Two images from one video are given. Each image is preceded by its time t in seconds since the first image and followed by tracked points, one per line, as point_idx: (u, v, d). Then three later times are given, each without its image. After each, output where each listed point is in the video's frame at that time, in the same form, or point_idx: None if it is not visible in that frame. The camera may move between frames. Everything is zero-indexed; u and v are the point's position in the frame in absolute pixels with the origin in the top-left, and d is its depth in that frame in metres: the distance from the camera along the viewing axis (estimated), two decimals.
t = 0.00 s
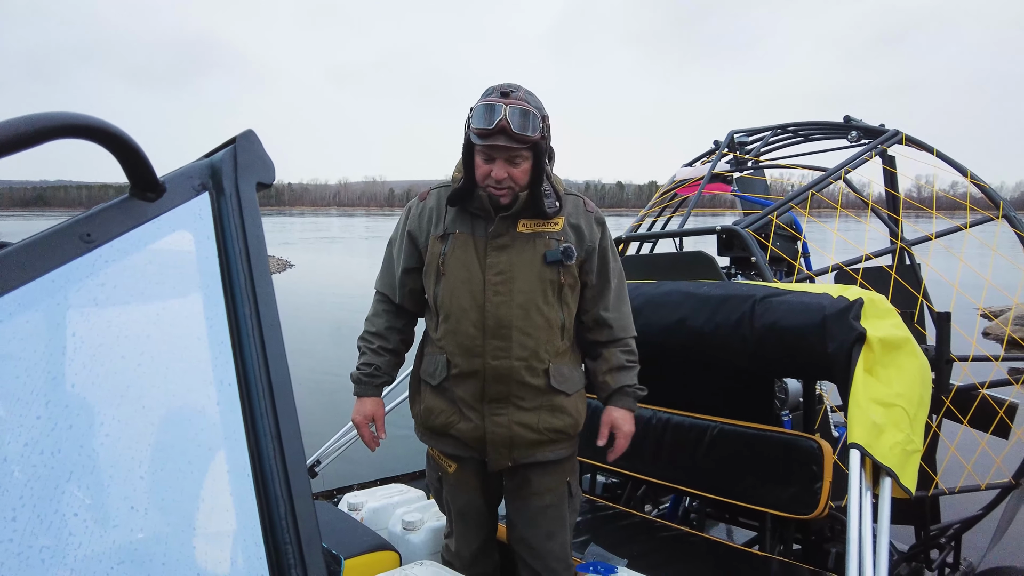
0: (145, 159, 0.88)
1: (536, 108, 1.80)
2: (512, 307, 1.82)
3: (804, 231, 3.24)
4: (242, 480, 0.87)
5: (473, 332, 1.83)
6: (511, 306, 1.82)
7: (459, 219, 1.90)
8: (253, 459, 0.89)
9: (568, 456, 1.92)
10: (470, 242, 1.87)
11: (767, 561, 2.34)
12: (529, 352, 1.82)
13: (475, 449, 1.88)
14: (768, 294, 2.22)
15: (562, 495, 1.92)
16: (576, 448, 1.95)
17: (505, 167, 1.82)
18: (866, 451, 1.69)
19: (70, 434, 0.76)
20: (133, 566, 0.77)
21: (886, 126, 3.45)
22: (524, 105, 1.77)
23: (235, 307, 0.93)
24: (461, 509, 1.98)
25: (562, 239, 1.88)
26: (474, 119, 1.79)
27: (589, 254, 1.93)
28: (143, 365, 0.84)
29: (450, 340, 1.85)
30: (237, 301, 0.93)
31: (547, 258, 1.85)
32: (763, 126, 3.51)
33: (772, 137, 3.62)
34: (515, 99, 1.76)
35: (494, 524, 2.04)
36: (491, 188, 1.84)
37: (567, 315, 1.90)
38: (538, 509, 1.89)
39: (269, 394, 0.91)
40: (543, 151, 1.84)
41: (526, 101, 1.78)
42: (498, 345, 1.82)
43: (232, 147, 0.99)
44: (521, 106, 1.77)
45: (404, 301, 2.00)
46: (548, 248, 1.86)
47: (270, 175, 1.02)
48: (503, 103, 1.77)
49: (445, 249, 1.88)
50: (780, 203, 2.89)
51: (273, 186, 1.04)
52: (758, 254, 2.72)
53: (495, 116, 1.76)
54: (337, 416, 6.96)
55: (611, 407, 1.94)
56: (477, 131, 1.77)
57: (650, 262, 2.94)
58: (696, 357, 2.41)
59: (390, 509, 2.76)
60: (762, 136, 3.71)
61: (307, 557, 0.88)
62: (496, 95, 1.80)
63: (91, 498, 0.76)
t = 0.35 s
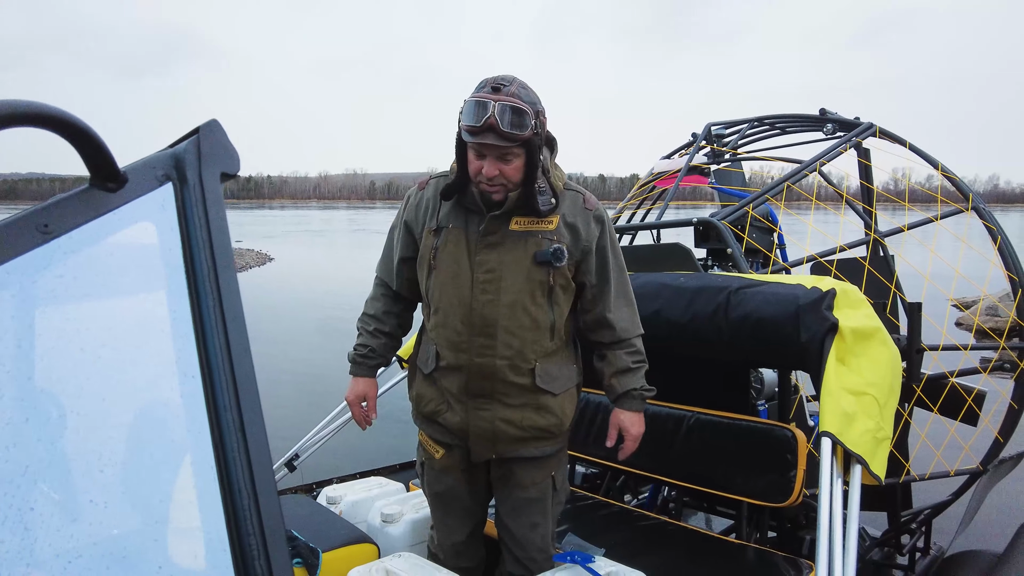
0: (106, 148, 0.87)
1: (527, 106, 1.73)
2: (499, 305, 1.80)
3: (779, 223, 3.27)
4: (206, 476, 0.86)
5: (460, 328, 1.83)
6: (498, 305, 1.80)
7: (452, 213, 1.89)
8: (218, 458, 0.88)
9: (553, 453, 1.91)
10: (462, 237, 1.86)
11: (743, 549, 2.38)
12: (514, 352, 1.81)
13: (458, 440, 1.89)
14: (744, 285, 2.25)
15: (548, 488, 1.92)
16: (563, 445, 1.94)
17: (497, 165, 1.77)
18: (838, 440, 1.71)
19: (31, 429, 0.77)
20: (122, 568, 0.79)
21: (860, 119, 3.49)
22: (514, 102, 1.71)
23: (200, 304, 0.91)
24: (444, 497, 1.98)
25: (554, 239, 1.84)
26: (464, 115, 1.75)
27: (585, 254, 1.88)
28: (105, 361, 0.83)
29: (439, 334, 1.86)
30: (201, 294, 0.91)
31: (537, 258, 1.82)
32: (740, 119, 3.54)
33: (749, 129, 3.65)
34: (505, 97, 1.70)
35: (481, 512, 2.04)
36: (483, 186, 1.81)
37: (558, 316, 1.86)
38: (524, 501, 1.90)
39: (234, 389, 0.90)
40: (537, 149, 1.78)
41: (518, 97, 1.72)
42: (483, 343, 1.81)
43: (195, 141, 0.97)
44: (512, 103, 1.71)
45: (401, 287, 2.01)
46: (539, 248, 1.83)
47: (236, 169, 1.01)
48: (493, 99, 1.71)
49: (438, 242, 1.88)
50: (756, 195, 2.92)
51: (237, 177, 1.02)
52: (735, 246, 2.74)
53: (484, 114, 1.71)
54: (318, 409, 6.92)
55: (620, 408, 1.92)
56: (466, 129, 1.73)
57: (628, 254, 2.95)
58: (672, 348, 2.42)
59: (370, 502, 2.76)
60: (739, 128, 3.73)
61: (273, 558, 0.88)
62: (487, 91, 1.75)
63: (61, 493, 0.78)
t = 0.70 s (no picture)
0: (69, 138, 0.85)
1: (508, 80, 1.77)
2: (478, 291, 1.78)
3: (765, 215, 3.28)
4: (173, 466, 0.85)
5: (440, 315, 1.81)
6: (477, 290, 1.78)
7: (434, 200, 1.88)
8: (185, 450, 0.87)
9: (536, 447, 1.87)
10: (443, 225, 1.85)
11: (728, 540, 2.38)
12: (494, 338, 1.78)
13: (439, 433, 1.86)
14: (728, 277, 2.25)
15: (527, 486, 1.91)
16: (547, 439, 1.89)
17: (480, 140, 1.79)
18: (820, 430, 1.72)
19: None
20: (98, 560, 0.79)
21: (846, 111, 3.50)
22: (496, 76, 1.75)
23: (166, 292, 0.90)
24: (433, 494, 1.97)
25: (535, 225, 1.81)
26: (446, 92, 1.77)
27: (566, 240, 1.85)
28: (70, 351, 0.81)
29: (419, 322, 1.84)
30: (169, 285, 0.90)
31: (517, 244, 1.79)
32: (726, 111, 3.54)
33: (735, 121, 3.65)
34: (486, 71, 1.74)
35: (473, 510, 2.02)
36: (467, 164, 1.82)
37: (539, 303, 1.82)
38: (503, 498, 1.88)
39: (201, 381, 0.89)
40: (518, 123, 1.81)
41: (498, 72, 1.76)
42: (462, 329, 1.78)
43: (162, 127, 0.95)
44: (493, 77, 1.75)
45: (388, 281, 2.01)
46: (519, 234, 1.80)
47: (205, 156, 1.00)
48: (474, 74, 1.75)
49: (419, 231, 1.87)
50: (741, 187, 2.92)
51: (206, 166, 1.01)
52: (720, 238, 2.74)
53: (466, 88, 1.74)
54: (306, 402, 6.89)
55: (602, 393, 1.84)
56: (448, 103, 1.75)
57: (614, 246, 2.95)
58: (657, 339, 2.42)
59: (356, 496, 2.75)
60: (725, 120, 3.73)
61: (241, 553, 0.89)
62: (468, 70, 1.79)
63: (34, 488, 0.78)
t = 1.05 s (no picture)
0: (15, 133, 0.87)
1: (473, 71, 1.82)
2: (447, 278, 1.77)
3: (755, 212, 3.26)
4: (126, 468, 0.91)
5: (409, 303, 1.79)
6: (446, 277, 1.77)
7: (402, 195, 1.89)
8: (142, 454, 0.92)
9: (513, 437, 1.84)
10: (411, 217, 1.85)
11: (716, 538, 2.38)
12: (463, 323, 1.76)
13: (413, 427, 1.83)
14: (716, 275, 2.24)
15: (503, 484, 1.89)
16: (523, 430, 1.86)
17: (447, 128, 1.81)
18: (805, 430, 1.71)
19: None
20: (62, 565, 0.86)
21: (836, 107, 3.48)
22: (461, 66, 1.80)
23: (125, 301, 0.93)
24: (414, 495, 1.98)
25: (501, 211, 1.81)
26: (413, 82, 1.81)
27: (532, 227, 1.83)
28: (37, 368, 0.88)
29: (389, 314, 1.83)
30: (129, 296, 0.94)
31: (483, 229, 1.78)
32: (717, 107, 3.52)
33: (726, 117, 3.63)
34: (452, 61, 1.79)
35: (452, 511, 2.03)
36: (434, 153, 1.83)
37: (507, 288, 1.81)
38: (479, 497, 1.87)
39: (159, 389, 0.94)
40: (484, 113, 1.84)
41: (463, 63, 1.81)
42: (432, 315, 1.77)
43: (124, 129, 0.97)
44: (459, 67, 1.80)
45: (354, 283, 1.99)
46: (485, 219, 1.80)
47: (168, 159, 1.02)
48: (440, 63, 1.80)
49: (387, 225, 1.87)
50: (730, 183, 2.90)
51: (171, 165, 1.03)
52: (709, 235, 2.72)
53: (432, 76, 1.78)
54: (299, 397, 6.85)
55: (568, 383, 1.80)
56: (415, 90, 1.78)
57: (603, 243, 2.93)
58: (646, 337, 2.41)
59: (343, 495, 2.73)
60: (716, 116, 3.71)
61: (196, 560, 0.95)
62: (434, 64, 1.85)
63: (16, 490, 0.86)
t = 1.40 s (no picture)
0: None
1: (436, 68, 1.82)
2: (418, 272, 1.72)
3: (747, 214, 3.22)
4: (46, 490, 0.92)
5: (381, 299, 1.75)
6: (417, 271, 1.72)
7: (369, 193, 1.85)
8: (58, 484, 0.93)
9: (492, 431, 1.80)
10: (381, 211, 1.80)
11: (703, 546, 2.35)
12: (436, 316, 1.72)
13: (386, 426, 1.79)
14: (703, 279, 2.19)
15: (480, 488, 1.85)
16: (502, 423, 1.82)
17: (411, 124, 1.79)
18: (789, 442, 1.67)
19: None
20: None
21: (830, 107, 3.44)
22: (423, 64, 1.80)
23: (46, 325, 0.95)
24: (391, 501, 1.94)
25: (471, 204, 1.77)
26: (375, 82, 1.80)
27: (507, 210, 1.80)
28: None
29: (360, 311, 1.78)
30: (50, 321, 0.95)
31: (455, 221, 1.75)
32: (708, 107, 3.48)
33: (717, 117, 3.59)
34: (414, 59, 1.79)
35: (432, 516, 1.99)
36: (400, 149, 1.80)
37: (481, 280, 1.77)
38: (457, 501, 1.84)
39: (79, 417, 0.95)
40: (449, 109, 1.83)
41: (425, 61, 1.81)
42: (404, 309, 1.72)
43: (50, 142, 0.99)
44: (421, 64, 1.79)
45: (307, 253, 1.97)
46: (456, 212, 1.76)
47: (98, 174, 1.03)
48: (402, 61, 1.79)
49: (356, 223, 1.83)
50: (720, 185, 2.86)
51: (102, 183, 1.04)
52: (698, 238, 2.68)
53: (395, 73, 1.77)
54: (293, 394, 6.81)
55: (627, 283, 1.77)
56: (378, 88, 1.77)
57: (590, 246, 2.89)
58: (632, 342, 2.37)
59: (328, 502, 2.70)
60: (707, 116, 3.67)
61: None
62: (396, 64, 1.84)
63: None
